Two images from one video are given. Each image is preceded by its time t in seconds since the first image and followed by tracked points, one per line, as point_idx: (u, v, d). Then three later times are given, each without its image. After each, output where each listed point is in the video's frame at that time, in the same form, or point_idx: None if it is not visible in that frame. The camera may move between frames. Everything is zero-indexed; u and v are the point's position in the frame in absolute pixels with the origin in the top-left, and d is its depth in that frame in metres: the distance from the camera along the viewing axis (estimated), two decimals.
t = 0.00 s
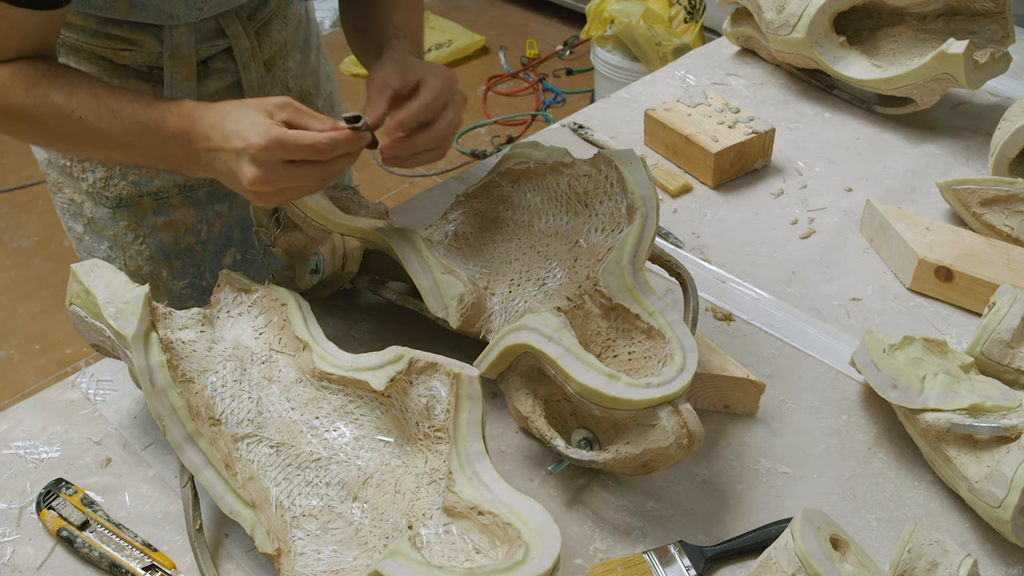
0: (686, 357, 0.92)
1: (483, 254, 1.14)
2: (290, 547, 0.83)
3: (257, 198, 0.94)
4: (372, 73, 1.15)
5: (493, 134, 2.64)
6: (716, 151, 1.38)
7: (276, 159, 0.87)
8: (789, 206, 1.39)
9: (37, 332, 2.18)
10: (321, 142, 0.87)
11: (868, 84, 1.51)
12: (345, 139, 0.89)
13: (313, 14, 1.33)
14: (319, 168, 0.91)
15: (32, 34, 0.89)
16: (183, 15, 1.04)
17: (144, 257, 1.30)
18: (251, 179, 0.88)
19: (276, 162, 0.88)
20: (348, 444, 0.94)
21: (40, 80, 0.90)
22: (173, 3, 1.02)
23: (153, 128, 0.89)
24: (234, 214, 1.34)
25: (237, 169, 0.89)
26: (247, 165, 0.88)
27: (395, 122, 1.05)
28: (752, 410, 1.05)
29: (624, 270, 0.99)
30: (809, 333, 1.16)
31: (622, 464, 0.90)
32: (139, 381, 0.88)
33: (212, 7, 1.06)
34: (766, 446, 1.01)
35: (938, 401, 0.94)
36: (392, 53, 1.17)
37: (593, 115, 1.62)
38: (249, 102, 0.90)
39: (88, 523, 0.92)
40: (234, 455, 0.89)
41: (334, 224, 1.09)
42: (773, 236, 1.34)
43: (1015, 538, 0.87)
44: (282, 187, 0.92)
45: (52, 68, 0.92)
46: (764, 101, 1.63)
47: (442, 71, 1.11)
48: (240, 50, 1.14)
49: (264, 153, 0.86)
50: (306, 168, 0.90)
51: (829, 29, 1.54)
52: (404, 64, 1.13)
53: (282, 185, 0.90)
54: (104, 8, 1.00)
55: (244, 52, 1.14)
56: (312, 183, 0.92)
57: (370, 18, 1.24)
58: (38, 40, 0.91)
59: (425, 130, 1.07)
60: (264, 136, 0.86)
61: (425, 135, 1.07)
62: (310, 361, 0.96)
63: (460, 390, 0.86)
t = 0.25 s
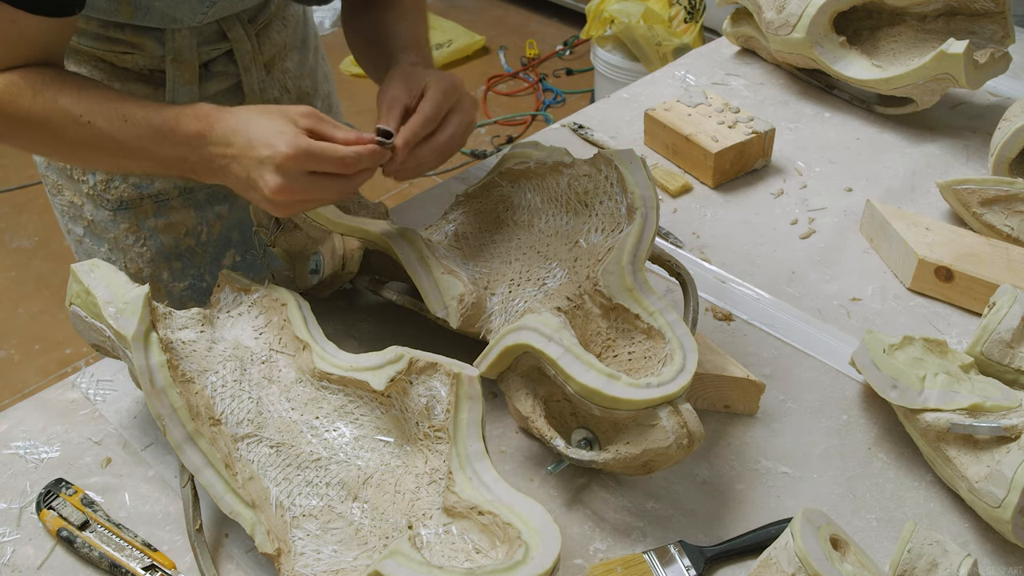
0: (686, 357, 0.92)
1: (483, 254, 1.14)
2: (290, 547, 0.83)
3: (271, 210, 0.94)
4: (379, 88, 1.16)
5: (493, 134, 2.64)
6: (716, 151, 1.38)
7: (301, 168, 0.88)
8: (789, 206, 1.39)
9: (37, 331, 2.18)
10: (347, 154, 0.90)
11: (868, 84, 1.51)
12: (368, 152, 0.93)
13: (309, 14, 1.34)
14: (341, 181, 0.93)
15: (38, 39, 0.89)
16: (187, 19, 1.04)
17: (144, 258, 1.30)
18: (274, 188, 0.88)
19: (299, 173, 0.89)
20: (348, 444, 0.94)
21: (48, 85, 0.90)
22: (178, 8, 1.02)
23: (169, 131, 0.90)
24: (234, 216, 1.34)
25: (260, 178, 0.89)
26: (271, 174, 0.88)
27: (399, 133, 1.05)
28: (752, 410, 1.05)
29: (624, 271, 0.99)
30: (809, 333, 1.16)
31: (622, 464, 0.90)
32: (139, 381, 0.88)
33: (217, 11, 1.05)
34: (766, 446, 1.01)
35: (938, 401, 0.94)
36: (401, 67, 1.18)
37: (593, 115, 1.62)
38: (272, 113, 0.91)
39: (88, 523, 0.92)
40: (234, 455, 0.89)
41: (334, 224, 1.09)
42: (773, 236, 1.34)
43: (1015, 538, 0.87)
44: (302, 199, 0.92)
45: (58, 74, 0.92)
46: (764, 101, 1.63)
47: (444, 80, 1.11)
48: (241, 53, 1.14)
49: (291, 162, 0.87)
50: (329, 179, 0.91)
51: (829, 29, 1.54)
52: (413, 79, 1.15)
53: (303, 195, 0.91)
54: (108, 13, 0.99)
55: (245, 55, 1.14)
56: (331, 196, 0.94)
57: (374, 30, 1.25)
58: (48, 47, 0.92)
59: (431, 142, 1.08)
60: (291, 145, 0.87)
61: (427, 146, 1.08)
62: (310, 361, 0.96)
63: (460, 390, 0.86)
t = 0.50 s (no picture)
0: (686, 357, 0.92)
1: (483, 254, 1.14)
2: (290, 547, 0.83)
3: (284, 223, 0.94)
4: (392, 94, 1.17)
5: (493, 135, 2.64)
6: (716, 151, 1.38)
7: (317, 180, 0.88)
8: (789, 206, 1.39)
9: (36, 331, 2.18)
10: (364, 167, 0.90)
11: (868, 84, 1.51)
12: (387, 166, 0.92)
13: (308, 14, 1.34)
14: (357, 195, 0.92)
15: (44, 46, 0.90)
16: (190, 24, 1.03)
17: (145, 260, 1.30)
18: (288, 200, 0.88)
19: (316, 185, 0.89)
20: (348, 444, 0.94)
21: (55, 93, 0.90)
22: (181, 13, 1.02)
23: (173, 142, 0.90)
24: (234, 218, 1.34)
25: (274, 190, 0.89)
26: (286, 186, 0.88)
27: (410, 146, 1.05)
28: (752, 410, 1.05)
29: (624, 271, 0.99)
30: (809, 333, 1.16)
31: (622, 464, 0.90)
32: (139, 382, 0.88)
33: (221, 16, 1.05)
34: (766, 446, 1.01)
35: (938, 401, 0.94)
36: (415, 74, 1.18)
37: (593, 115, 1.62)
38: (287, 126, 0.91)
39: (88, 523, 0.92)
40: (234, 455, 0.89)
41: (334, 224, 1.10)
42: (773, 236, 1.34)
43: (1015, 538, 0.87)
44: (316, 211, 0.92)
45: (67, 83, 0.92)
46: (764, 101, 1.63)
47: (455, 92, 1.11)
48: (242, 57, 1.14)
49: (308, 174, 0.87)
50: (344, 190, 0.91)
51: (829, 29, 1.54)
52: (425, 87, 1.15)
53: (317, 207, 0.91)
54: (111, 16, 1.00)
55: (246, 58, 1.14)
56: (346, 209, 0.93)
57: (383, 36, 1.25)
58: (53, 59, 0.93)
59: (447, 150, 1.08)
60: (308, 157, 0.87)
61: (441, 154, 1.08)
62: (310, 361, 0.96)
63: (460, 390, 0.86)
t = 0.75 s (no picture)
0: (686, 357, 0.92)
1: (483, 254, 1.13)
2: (290, 547, 0.83)
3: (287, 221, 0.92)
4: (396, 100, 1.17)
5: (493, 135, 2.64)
6: (716, 151, 1.38)
7: (327, 168, 0.88)
8: (789, 206, 1.39)
9: (36, 331, 2.18)
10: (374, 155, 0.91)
11: (868, 84, 1.51)
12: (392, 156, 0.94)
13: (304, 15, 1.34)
14: (364, 185, 0.93)
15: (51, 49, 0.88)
16: (191, 27, 1.03)
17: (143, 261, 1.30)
18: (298, 189, 0.87)
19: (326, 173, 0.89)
20: (348, 444, 0.94)
21: (61, 98, 0.90)
22: (182, 17, 1.01)
23: (180, 144, 0.89)
24: (232, 219, 1.35)
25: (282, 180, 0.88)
26: (296, 173, 0.88)
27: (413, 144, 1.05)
28: (752, 410, 1.05)
29: (624, 271, 0.99)
30: (808, 333, 1.16)
31: (621, 464, 0.90)
32: (139, 382, 0.88)
33: (222, 20, 1.05)
34: (766, 446, 1.01)
35: (938, 401, 0.94)
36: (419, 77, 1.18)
37: (594, 115, 1.62)
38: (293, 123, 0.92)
39: (88, 523, 0.92)
40: (234, 455, 0.89)
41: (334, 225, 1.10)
42: (773, 236, 1.34)
43: (1015, 538, 0.87)
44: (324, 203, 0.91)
45: (74, 88, 0.92)
46: (764, 101, 1.63)
47: (460, 98, 1.11)
48: (242, 59, 1.14)
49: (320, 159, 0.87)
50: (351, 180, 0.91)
51: (829, 29, 1.54)
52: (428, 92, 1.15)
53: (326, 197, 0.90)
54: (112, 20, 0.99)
55: (245, 61, 1.14)
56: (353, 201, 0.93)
57: (384, 45, 1.25)
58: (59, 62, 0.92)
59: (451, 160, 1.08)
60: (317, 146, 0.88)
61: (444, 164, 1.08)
62: (310, 361, 0.96)
63: (460, 390, 0.86)
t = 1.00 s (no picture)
0: (686, 357, 0.92)
1: (483, 253, 1.13)
2: (290, 547, 0.83)
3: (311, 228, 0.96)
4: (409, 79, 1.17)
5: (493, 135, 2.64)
6: (716, 151, 1.38)
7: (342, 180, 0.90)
8: (789, 206, 1.39)
9: (36, 331, 2.18)
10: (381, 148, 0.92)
11: (868, 85, 1.51)
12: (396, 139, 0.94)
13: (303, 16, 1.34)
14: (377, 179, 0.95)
15: (51, 57, 0.88)
16: (194, 30, 1.02)
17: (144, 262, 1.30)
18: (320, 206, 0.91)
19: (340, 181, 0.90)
20: (348, 444, 0.94)
21: (52, 103, 0.87)
22: (186, 20, 1.01)
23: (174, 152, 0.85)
24: (232, 220, 1.35)
25: (300, 195, 0.90)
26: (313, 189, 0.89)
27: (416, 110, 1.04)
28: (752, 410, 1.05)
29: (624, 270, 0.99)
30: (808, 333, 1.16)
31: (621, 464, 0.90)
32: (139, 382, 0.88)
33: (224, 23, 1.05)
34: (766, 445, 1.01)
35: (938, 401, 0.94)
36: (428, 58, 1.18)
37: (594, 115, 1.62)
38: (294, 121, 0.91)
39: (88, 523, 0.92)
40: (234, 455, 0.89)
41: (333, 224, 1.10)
42: (773, 236, 1.34)
43: (1015, 538, 0.87)
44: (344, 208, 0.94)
45: (70, 95, 0.89)
46: (764, 101, 1.63)
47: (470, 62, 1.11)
48: (242, 61, 1.14)
49: (334, 172, 0.88)
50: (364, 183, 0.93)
51: (829, 29, 1.54)
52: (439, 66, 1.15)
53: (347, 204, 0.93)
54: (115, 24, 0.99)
55: (246, 63, 1.14)
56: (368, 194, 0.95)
57: (388, 46, 1.25)
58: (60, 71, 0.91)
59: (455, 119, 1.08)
60: (327, 158, 0.88)
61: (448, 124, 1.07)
62: (310, 362, 0.96)
63: (460, 390, 0.86)
